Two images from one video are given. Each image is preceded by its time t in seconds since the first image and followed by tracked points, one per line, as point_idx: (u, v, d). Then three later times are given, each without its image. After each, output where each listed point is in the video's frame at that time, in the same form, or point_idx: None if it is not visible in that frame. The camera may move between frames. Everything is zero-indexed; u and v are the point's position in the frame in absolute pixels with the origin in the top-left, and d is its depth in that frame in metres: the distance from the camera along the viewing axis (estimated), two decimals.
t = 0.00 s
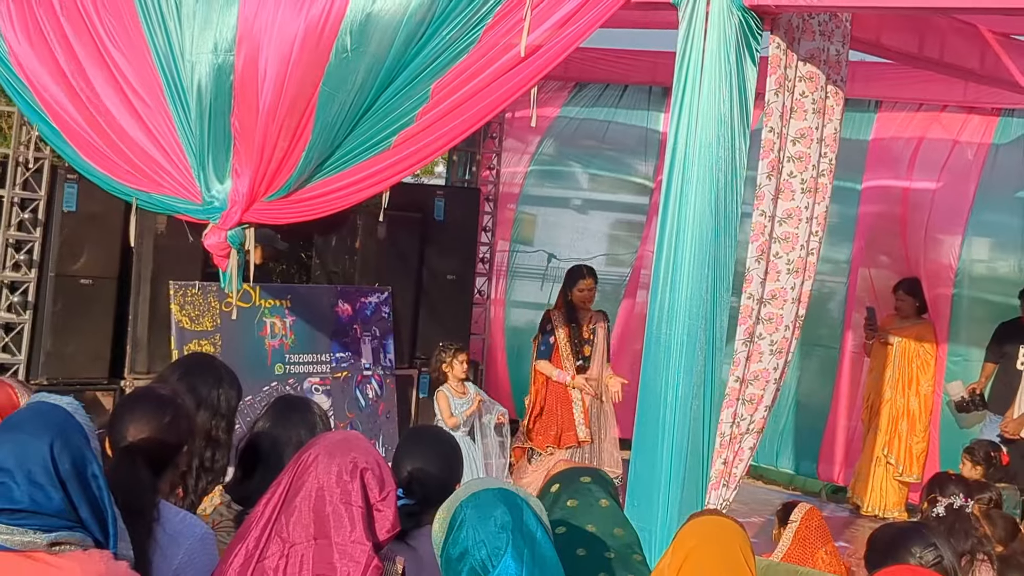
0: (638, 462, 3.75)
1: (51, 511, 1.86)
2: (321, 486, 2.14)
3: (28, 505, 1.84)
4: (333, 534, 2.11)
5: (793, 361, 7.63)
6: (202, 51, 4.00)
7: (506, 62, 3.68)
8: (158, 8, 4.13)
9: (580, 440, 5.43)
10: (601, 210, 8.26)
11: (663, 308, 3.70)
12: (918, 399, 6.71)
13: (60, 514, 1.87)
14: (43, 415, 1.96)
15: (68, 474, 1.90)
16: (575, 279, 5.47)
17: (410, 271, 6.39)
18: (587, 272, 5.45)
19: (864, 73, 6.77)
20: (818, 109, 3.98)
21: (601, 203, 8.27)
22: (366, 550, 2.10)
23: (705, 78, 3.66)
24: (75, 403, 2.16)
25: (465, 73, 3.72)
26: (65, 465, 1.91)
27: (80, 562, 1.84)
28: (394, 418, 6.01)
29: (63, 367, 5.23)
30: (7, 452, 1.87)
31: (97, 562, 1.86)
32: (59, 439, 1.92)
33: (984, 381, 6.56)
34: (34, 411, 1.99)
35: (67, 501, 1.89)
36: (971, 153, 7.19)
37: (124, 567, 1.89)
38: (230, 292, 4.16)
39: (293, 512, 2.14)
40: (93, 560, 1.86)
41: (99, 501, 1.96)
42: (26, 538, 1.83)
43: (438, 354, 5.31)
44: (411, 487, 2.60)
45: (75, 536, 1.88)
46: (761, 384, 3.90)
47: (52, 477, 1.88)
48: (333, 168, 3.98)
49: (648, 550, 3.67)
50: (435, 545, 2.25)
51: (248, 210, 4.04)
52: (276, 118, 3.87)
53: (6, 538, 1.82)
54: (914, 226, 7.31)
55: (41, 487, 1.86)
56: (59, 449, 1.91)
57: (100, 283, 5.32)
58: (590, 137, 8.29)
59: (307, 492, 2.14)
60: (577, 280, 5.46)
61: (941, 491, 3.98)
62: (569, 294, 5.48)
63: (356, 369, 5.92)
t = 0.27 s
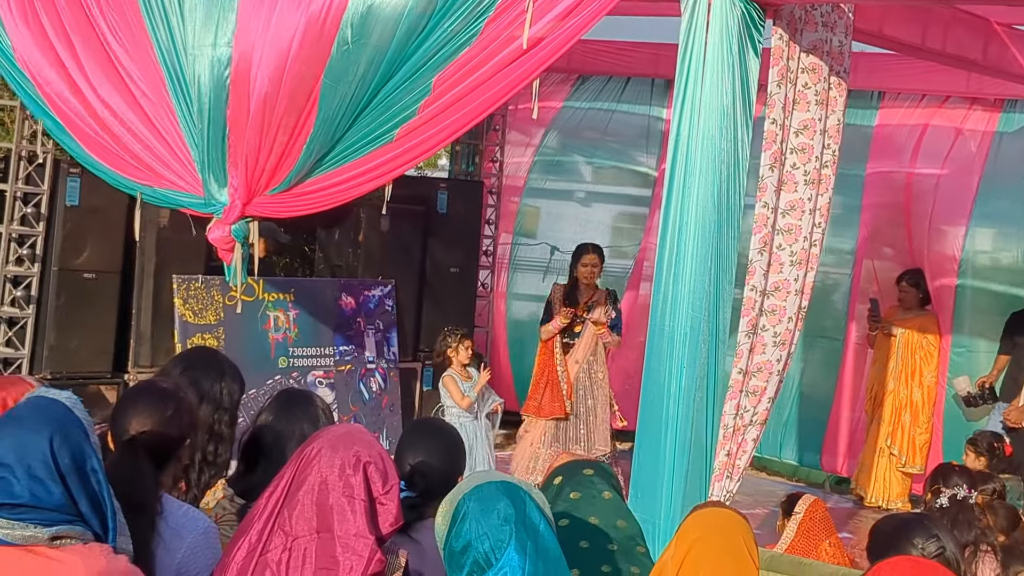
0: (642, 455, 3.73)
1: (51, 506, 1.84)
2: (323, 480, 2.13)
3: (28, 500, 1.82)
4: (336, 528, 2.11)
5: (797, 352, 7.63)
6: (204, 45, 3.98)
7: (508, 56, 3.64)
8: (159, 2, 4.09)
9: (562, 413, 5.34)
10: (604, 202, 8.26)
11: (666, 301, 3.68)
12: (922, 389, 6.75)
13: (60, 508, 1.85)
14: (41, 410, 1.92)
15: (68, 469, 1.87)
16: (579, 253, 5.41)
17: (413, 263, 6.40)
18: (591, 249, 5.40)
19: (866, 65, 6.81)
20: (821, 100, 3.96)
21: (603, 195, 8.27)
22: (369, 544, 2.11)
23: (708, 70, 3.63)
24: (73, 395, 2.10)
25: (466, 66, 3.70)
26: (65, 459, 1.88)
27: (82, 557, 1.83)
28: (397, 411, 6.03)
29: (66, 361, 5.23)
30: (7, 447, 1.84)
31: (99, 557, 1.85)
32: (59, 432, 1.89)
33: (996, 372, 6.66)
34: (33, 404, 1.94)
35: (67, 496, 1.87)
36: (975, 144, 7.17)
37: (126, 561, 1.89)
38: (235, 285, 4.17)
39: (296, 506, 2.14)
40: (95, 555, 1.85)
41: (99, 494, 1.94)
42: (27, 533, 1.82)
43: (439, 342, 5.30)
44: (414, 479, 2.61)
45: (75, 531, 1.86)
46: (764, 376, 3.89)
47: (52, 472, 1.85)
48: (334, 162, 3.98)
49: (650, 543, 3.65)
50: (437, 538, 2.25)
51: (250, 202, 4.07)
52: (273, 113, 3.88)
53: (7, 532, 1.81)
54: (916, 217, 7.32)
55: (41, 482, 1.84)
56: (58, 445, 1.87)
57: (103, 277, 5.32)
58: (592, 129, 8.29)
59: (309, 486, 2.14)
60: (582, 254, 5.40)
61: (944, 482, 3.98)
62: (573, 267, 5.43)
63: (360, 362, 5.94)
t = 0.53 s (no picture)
0: (643, 449, 3.72)
1: (46, 504, 1.84)
2: (324, 477, 2.13)
3: (23, 498, 1.82)
4: (337, 525, 2.11)
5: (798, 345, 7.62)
6: (201, 43, 3.96)
7: (506, 52, 3.67)
8: None
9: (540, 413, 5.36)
10: (604, 196, 8.27)
11: (666, 295, 3.68)
12: (923, 381, 6.75)
13: (54, 506, 1.85)
14: (33, 408, 1.93)
15: (61, 466, 1.88)
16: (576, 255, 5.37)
17: (413, 260, 6.40)
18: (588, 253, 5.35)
19: (865, 57, 6.81)
20: (819, 93, 3.96)
21: (602, 189, 8.29)
22: (371, 541, 2.10)
23: (706, 64, 3.63)
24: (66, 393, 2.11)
25: (464, 62, 3.71)
26: (59, 457, 1.88)
27: (79, 553, 1.82)
28: (399, 407, 6.06)
29: (67, 360, 5.23)
30: None
31: (95, 554, 1.83)
32: (51, 430, 1.90)
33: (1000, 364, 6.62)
34: (25, 403, 1.96)
35: (61, 493, 1.87)
36: (973, 136, 7.17)
37: (122, 558, 1.86)
38: (235, 283, 4.18)
39: (297, 503, 2.14)
40: (91, 553, 1.83)
41: (93, 492, 1.94)
42: (23, 531, 1.81)
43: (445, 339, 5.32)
44: (415, 476, 2.61)
45: (71, 528, 1.86)
46: (765, 369, 3.89)
47: (45, 469, 1.85)
48: (333, 159, 3.98)
49: (652, 536, 3.65)
50: (439, 534, 2.25)
51: (249, 200, 4.08)
52: (271, 107, 3.85)
53: (3, 532, 1.81)
54: (916, 210, 7.32)
55: (35, 480, 1.84)
56: (51, 442, 1.88)
57: (102, 276, 5.32)
58: (591, 124, 8.29)
59: (311, 483, 2.14)
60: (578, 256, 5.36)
61: (946, 474, 4.00)
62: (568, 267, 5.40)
63: (360, 359, 5.96)
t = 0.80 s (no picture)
0: (644, 446, 3.72)
1: (41, 505, 1.83)
2: (327, 478, 2.13)
3: (18, 499, 1.81)
4: (339, 526, 2.11)
5: (799, 341, 7.62)
6: (199, 44, 3.96)
7: (502, 51, 3.65)
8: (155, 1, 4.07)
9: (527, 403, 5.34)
10: (604, 194, 8.28)
11: (666, 292, 3.68)
12: (923, 376, 6.77)
13: (50, 507, 1.84)
14: (25, 410, 1.93)
15: (55, 467, 1.87)
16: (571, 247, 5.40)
17: (414, 259, 6.41)
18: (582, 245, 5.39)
19: (865, 52, 6.80)
20: (818, 89, 3.97)
21: (602, 187, 8.29)
22: (374, 542, 2.10)
23: (705, 60, 3.64)
24: (59, 395, 2.12)
25: (462, 61, 3.71)
26: (53, 458, 1.88)
27: (76, 554, 1.81)
28: (400, 406, 6.06)
29: (67, 363, 5.23)
30: None
31: (92, 555, 1.82)
32: (44, 431, 1.89)
33: (1002, 360, 6.61)
34: (18, 405, 1.96)
35: (56, 494, 1.86)
36: (973, 130, 7.19)
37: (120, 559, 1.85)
38: (235, 285, 4.17)
39: (299, 504, 2.13)
40: (88, 555, 1.82)
41: (88, 493, 1.94)
42: (19, 533, 1.80)
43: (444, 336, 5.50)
44: (418, 476, 2.60)
45: (68, 529, 1.85)
46: (766, 365, 3.89)
47: (40, 471, 1.85)
48: (332, 159, 3.98)
49: (654, 532, 3.66)
50: (442, 533, 2.25)
51: (249, 200, 4.08)
52: (270, 107, 3.86)
53: None
54: (915, 205, 7.32)
55: (29, 481, 1.83)
56: (45, 443, 1.88)
57: (102, 278, 5.31)
58: (590, 122, 8.30)
59: (313, 484, 2.13)
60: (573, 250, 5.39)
61: (947, 469, 3.99)
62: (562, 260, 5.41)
63: (361, 359, 5.95)
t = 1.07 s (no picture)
0: (645, 446, 3.72)
1: (43, 510, 1.83)
2: (330, 479, 2.13)
3: (19, 504, 1.80)
4: (342, 526, 2.10)
5: (799, 338, 7.63)
6: (197, 46, 3.96)
7: (500, 50, 3.64)
8: (153, 3, 4.07)
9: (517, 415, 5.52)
10: (603, 194, 8.27)
11: (667, 291, 3.68)
12: (924, 373, 6.78)
13: (51, 511, 1.84)
14: (26, 413, 1.92)
15: (57, 472, 1.87)
16: (556, 258, 5.55)
17: (414, 260, 6.41)
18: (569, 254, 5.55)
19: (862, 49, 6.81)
20: (817, 87, 3.98)
21: (602, 186, 8.28)
22: (377, 543, 2.10)
23: (703, 59, 3.64)
24: (59, 397, 2.12)
25: (460, 61, 3.70)
26: (55, 461, 1.87)
27: (79, 558, 1.84)
28: (401, 407, 6.07)
29: (68, 366, 5.23)
30: None
31: (96, 559, 1.85)
32: (46, 435, 1.88)
33: (1003, 357, 6.64)
34: (18, 408, 1.94)
35: (58, 498, 1.86)
36: (972, 126, 7.18)
37: (122, 562, 1.89)
38: (235, 286, 4.17)
39: (302, 506, 2.13)
40: (91, 558, 1.85)
41: (89, 497, 1.94)
42: (21, 537, 1.80)
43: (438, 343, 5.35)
44: (421, 476, 2.60)
45: (70, 533, 1.86)
46: (768, 363, 3.90)
47: (42, 474, 1.84)
48: (332, 160, 3.98)
49: (656, 532, 3.67)
50: (445, 534, 2.24)
51: (249, 203, 4.07)
52: (271, 109, 3.86)
53: (1, 538, 1.80)
54: (914, 202, 7.33)
55: (31, 486, 1.82)
56: (46, 447, 1.87)
57: (102, 281, 5.31)
58: (589, 121, 8.30)
59: (316, 485, 2.13)
60: (559, 260, 5.54)
61: (949, 465, 4.02)
62: (549, 271, 5.55)
63: (362, 360, 5.95)
